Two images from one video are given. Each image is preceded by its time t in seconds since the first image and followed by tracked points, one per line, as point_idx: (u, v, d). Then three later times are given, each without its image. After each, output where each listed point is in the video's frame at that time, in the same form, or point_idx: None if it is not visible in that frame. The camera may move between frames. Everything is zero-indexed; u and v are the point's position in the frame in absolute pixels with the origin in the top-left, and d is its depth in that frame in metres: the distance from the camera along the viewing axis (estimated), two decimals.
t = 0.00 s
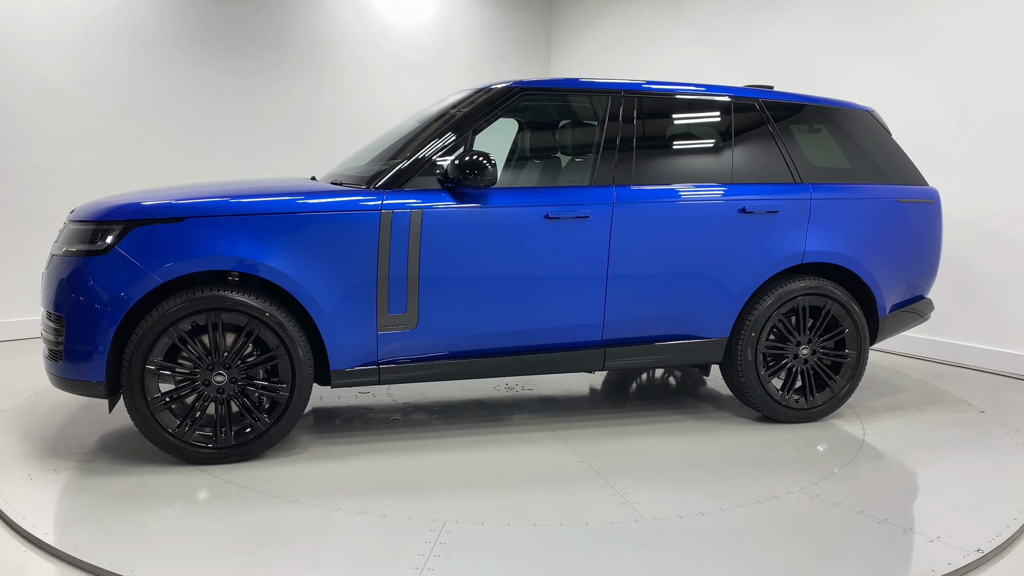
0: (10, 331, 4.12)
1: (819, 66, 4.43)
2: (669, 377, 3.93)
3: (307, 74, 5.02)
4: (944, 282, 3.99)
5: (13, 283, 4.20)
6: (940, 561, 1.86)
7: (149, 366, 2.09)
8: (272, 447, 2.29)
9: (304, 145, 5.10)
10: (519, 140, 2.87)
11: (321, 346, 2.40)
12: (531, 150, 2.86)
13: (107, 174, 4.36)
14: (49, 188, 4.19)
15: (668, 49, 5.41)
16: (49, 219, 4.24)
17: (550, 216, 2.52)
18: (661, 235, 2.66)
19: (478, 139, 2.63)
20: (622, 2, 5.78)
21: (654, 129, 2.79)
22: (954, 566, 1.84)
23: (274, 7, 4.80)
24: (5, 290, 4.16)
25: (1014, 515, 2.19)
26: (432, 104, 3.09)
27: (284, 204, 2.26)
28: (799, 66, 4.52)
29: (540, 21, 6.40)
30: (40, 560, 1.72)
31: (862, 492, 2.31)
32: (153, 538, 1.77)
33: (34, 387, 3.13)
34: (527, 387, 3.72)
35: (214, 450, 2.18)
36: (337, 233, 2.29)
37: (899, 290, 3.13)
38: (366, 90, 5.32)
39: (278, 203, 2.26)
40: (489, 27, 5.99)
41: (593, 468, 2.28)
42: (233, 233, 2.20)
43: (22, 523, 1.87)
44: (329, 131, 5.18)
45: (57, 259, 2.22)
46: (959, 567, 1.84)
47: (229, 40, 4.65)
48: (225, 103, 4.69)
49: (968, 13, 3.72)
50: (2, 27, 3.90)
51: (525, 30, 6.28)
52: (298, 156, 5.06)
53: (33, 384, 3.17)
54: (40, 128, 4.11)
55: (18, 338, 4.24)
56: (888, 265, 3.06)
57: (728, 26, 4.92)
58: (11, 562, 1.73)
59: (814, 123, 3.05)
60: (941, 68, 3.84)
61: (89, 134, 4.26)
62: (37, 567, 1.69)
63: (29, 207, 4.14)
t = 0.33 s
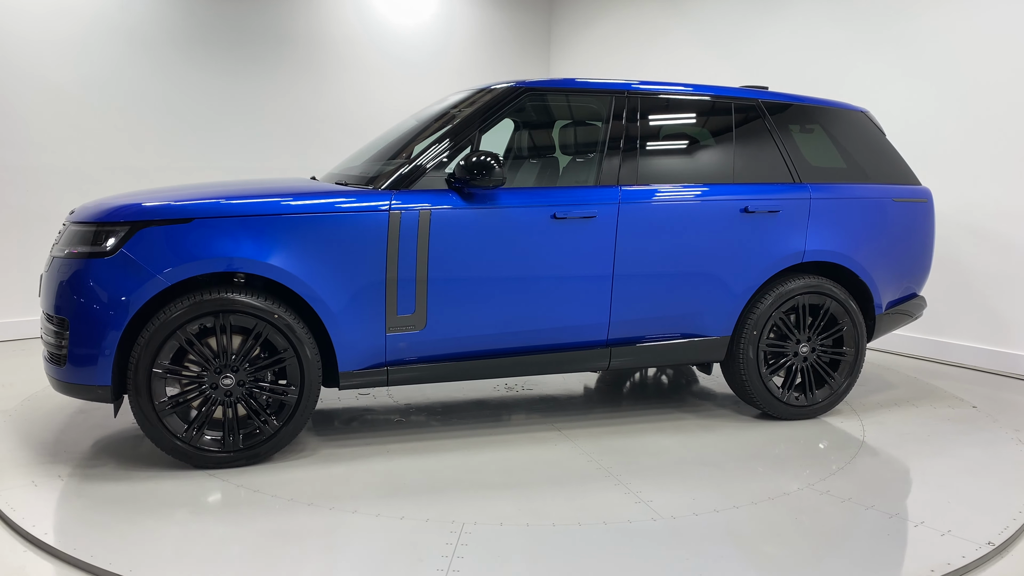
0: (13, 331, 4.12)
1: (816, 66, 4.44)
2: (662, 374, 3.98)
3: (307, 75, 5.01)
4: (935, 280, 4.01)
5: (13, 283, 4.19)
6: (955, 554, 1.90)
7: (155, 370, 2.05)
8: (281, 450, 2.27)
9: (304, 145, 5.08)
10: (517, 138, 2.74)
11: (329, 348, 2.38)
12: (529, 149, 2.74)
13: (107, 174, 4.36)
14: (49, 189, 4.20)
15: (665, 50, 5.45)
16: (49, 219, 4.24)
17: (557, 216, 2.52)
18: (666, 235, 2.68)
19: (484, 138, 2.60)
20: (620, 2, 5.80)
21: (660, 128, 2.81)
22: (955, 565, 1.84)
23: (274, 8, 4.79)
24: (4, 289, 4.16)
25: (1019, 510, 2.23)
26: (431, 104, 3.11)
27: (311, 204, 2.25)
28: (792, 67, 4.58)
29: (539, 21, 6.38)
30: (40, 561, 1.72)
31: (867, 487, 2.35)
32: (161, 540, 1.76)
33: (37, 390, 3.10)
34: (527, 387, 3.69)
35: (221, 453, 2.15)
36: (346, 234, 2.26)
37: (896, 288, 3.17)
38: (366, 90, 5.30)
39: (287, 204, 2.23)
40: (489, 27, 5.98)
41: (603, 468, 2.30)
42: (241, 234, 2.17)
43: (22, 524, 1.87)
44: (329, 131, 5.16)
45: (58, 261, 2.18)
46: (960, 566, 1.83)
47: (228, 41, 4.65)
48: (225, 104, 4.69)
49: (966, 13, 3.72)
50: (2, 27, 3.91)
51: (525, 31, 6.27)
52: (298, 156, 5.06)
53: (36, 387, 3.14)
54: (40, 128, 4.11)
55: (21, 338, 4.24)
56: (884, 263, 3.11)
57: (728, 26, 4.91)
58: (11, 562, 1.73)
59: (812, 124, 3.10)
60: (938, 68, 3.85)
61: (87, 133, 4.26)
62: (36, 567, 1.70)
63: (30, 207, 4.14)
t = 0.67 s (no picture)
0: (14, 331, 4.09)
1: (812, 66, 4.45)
2: (654, 373, 3.99)
3: (307, 76, 4.99)
4: (929, 278, 4.04)
5: (13, 284, 4.16)
6: (968, 547, 1.95)
7: (164, 373, 2.03)
8: (289, 453, 2.25)
9: (303, 145, 5.04)
10: (513, 138, 2.69)
11: (337, 350, 2.36)
12: (526, 148, 2.70)
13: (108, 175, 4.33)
14: (49, 188, 4.16)
15: (661, 51, 5.46)
16: (49, 219, 4.20)
17: (564, 217, 2.52)
18: (670, 235, 2.70)
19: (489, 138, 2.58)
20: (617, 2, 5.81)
21: (664, 127, 2.83)
22: (954, 565, 1.84)
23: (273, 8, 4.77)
24: (4, 291, 4.12)
25: (1020, 504, 2.27)
26: (430, 104, 3.11)
27: (292, 207, 2.20)
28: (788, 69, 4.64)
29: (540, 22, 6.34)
30: (40, 561, 1.72)
31: (872, 483, 2.39)
32: (169, 544, 1.75)
33: (37, 394, 3.05)
34: (528, 387, 3.69)
35: (229, 458, 2.13)
36: (355, 235, 2.25)
37: (892, 285, 3.23)
38: (366, 90, 5.28)
39: (296, 205, 2.21)
40: (489, 27, 5.95)
41: (615, 469, 2.31)
42: (249, 235, 2.14)
43: (22, 524, 1.87)
44: (328, 131, 5.13)
45: (60, 263, 2.13)
46: (959, 566, 1.84)
47: (227, 42, 4.62)
48: (225, 105, 4.66)
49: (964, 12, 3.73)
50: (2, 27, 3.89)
51: (525, 31, 6.24)
52: (298, 157, 5.03)
53: (36, 390, 3.10)
54: (40, 128, 4.08)
55: (23, 338, 4.20)
56: (880, 261, 3.16)
57: (725, 27, 4.94)
58: (11, 562, 1.73)
59: (811, 124, 3.14)
60: (935, 67, 3.87)
61: (85, 133, 4.23)
62: (36, 568, 1.70)
63: (30, 207, 4.10)
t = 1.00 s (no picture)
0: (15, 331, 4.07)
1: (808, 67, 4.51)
2: (646, 372, 3.98)
3: (307, 76, 4.97)
4: (923, 276, 4.08)
5: (13, 285, 4.14)
6: (979, 541, 2.00)
7: (172, 376, 2.00)
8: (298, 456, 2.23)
9: (302, 145, 5.02)
10: (508, 137, 2.63)
11: (345, 351, 2.34)
12: (523, 147, 2.66)
13: (108, 175, 4.32)
14: (49, 188, 4.15)
15: (657, 51, 5.50)
16: (48, 220, 4.19)
17: (570, 217, 2.53)
18: (675, 234, 2.72)
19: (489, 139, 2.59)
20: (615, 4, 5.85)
21: (665, 127, 2.85)
22: (954, 565, 1.84)
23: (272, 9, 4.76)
24: (4, 292, 4.10)
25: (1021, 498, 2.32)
26: (430, 104, 3.10)
27: (281, 207, 2.15)
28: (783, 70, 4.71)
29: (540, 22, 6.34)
30: (39, 561, 1.72)
31: (877, 479, 2.43)
32: (177, 547, 1.74)
33: (41, 395, 3.02)
34: (529, 386, 3.68)
35: (238, 461, 2.10)
36: (365, 236, 2.23)
37: (887, 283, 3.28)
38: (366, 90, 5.26)
39: (305, 205, 2.18)
40: (489, 27, 5.94)
41: (627, 470, 2.32)
42: (258, 236, 2.12)
43: (22, 524, 1.87)
44: (328, 131, 5.11)
45: (62, 265, 2.10)
46: (958, 566, 1.84)
47: (227, 42, 4.60)
48: (225, 106, 4.64)
49: (965, 13, 3.75)
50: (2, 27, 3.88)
51: (525, 31, 6.23)
52: (298, 157, 5.01)
53: (39, 392, 3.07)
54: (39, 127, 4.07)
55: (23, 339, 4.19)
56: (876, 260, 3.22)
57: (721, 29, 5.01)
58: (11, 562, 1.73)
59: (808, 125, 3.18)
60: (933, 68, 3.89)
61: (84, 133, 4.21)
62: (36, 567, 1.70)
63: (30, 208, 4.09)
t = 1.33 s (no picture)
0: (15, 331, 4.07)
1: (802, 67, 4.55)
2: (638, 371, 3.99)
3: (307, 77, 4.95)
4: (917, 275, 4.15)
5: (13, 285, 4.13)
6: (989, 533, 2.05)
7: (182, 379, 1.97)
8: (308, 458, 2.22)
9: (302, 145, 5.00)
10: (508, 135, 2.60)
11: (355, 352, 2.33)
12: (522, 146, 2.63)
13: (108, 175, 4.31)
14: (48, 187, 4.14)
15: (654, 52, 5.55)
16: (48, 220, 4.18)
17: (577, 217, 2.54)
18: (679, 233, 2.74)
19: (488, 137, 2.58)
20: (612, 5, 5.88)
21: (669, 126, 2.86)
22: (954, 565, 1.85)
23: (272, 8, 4.74)
24: (4, 293, 4.10)
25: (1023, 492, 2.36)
26: (430, 103, 3.09)
27: (286, 208, 2.13)
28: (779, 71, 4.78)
29: (540, 22, 6.33)
30: (39, 561, 1.73)
31: (884, 474, 2.48)
32: (186, 549, 1.74)
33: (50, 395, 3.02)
34: (529, 386, 3.67)
35: (249, 464, 2.08)
36: (376, 236, 2.22)
37: (881, 281, 3.34)
38: (366, 90, 5.25)
39: (316, 206, 2.17)
40: (489, 27, 5.93)
41: (637, 468, 2.34)
42: (269, 237, 2.09)
43: (21, 524, 1.88)
44: (328, 131, 5.10)
45: (66, 266, 2.05)
46: (959, 566, 1.85)
47: (227, 42, 4.59)
48: (225, 106, 4.63)
49: (960, 15, 3.76)
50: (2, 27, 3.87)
51: (525, 31, 6.22)
52: (298, 157, 5.00)
53: (39, 393, 3.04)
54: (39, 127, 4.06)
55: (21, 339, 4.17)
56: (872, 258, 3.27)
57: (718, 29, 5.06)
58: (11, 562, 1.73)
59: (805, 126, 3.22)
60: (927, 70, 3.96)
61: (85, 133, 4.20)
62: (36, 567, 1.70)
63: (29, 208, 4.08)
